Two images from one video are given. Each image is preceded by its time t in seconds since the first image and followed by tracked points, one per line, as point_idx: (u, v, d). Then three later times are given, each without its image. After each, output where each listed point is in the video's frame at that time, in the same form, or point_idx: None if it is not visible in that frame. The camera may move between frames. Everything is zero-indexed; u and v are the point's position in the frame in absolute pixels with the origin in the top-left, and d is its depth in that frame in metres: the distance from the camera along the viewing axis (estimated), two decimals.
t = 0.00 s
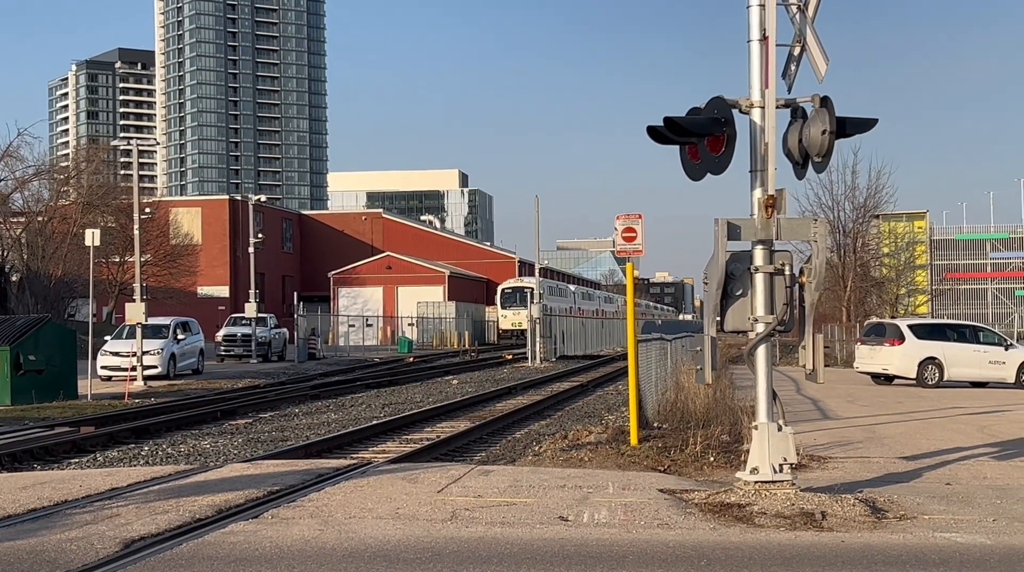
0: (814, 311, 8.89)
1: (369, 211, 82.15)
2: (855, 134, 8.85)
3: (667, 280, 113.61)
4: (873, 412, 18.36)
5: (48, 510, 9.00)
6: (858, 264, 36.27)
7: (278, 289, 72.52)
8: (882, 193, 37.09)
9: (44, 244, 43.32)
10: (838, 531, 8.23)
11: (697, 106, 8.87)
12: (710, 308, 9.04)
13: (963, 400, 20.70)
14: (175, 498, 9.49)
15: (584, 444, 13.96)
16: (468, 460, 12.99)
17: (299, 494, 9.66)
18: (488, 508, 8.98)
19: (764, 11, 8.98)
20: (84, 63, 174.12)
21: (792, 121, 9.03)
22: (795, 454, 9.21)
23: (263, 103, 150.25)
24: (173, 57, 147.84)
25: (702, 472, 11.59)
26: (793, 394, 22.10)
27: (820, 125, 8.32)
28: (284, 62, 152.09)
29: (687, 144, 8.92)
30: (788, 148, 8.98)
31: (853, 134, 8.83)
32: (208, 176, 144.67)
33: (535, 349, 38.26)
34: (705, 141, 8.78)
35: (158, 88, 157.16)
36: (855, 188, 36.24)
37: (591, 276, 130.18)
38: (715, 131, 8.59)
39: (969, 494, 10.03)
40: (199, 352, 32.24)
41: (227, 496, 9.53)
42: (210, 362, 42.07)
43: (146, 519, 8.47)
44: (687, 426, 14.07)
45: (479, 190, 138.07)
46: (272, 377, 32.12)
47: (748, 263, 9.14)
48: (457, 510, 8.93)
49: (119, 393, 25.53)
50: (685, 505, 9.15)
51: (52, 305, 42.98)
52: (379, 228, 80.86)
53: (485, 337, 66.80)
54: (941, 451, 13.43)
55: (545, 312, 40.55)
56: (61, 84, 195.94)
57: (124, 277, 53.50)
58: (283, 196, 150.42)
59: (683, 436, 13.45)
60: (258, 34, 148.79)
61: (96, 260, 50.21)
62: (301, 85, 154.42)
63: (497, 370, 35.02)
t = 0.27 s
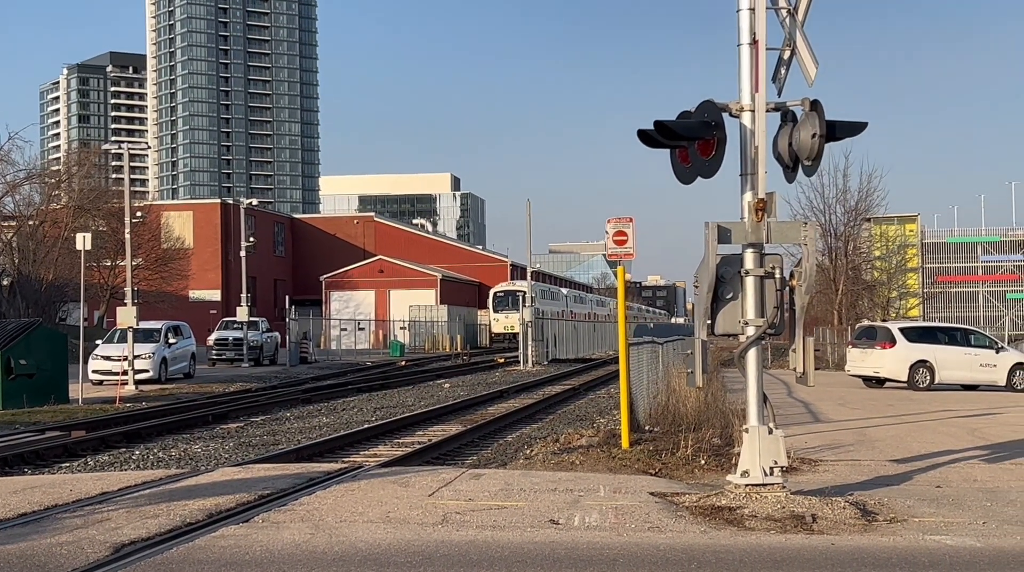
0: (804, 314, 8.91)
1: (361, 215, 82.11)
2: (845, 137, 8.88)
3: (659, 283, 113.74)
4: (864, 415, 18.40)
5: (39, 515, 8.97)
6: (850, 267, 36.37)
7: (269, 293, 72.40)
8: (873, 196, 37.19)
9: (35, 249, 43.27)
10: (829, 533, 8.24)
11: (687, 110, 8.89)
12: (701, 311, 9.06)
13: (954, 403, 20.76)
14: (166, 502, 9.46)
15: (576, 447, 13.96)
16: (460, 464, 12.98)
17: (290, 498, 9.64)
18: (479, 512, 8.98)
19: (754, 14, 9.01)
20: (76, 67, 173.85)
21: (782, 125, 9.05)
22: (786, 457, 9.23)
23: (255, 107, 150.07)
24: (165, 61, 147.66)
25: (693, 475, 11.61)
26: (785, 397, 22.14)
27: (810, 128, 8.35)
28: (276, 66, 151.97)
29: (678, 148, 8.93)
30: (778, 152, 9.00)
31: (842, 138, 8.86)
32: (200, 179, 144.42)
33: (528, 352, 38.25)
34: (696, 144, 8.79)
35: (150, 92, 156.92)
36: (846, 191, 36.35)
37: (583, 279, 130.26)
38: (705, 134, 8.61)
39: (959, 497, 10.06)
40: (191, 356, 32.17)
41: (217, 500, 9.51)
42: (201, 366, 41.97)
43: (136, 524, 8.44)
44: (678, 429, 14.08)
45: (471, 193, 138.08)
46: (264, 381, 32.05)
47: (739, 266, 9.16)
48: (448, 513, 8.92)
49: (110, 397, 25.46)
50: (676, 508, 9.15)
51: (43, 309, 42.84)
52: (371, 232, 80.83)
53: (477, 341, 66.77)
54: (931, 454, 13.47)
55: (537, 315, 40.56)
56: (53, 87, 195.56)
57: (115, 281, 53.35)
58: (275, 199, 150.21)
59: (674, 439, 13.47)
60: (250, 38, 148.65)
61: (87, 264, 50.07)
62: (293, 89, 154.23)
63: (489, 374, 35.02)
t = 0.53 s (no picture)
0: (794, 319, 8.93)
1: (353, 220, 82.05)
2: (835, 142, 8.90)
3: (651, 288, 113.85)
4: (855, 419, 18.43)
5: (28, 520, 8.93)
6: (841, 272, 36.45)
7: (261, 298, 72.25)
8: (864, 201, 37.27)
9: (26, 254, 43.12)
10: (819, 538, 8.25)
11: (677, 114, 8.91)
12: (691, 315, 9.06)
13: (944, 408, 20.81)
14: (156, 507, 9.44)
15: (567, 452, 13.96)
16: (450, 469, 12.97)
17: (281, 503, 9.63)
18: (470, 516, 8.97)
19: (744, 20, 9.03)
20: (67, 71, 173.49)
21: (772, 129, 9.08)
22: (776, 462, 9.24)
23: (246, 112, 149.87)
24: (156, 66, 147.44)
25: (684, 479, 11.62)
26: (776, 401, 22.17)
27: (800, 133, 8.37)
28: (268, 70, 151.81)
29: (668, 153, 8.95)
30: (768, 157, 9.02)
31: (832, 143, 8.88)
32: (191, 184, 144.17)
33: (519, 357, 38.23)
34: (686, 149, 8.81)
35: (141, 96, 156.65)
36: (837, 196, 36.44)
37: (575, 283, 130.28)
38: (695, 139, 8.63)
39: (949, 501, 10.09)
40: (182, 360, 32.09)
41: (207, 505, 9.48)
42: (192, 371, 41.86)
43: (126, 529, 8.41)
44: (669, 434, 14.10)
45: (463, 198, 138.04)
46: (255, 386, 31.97)
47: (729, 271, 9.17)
48: (438, 518, 8.92)
49: (100, 402, 25.36)
50: (667, 512, 9.15)
51: (34, 314, 42.68)
52: (363, 236, 80.79)
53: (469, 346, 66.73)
54: (922, 458, 13.51)
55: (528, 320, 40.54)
56: (44, 92, 195.12)
57: (106, 286, 53.17)
58: (267, 204, 150.01)
59: (665, 444, 13.48)
60: (241, 42, 148.46)
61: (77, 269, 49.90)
62: (284, 93, 154.04)
63: (480, 378, 35.01)
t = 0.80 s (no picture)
0: (787, 323, 8.94)
1: (346, 224, 82.02)
2: (827, 148, 8.93)
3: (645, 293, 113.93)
4: (848, 424, 18.45)
5: (20, 525, 8.90)
6: (834, 277, 36.50)
7: (254, 302, 72.15)
8: (857, 206, 37.34)
9: (18, 257, 43.42)
10: (811, 542, 8.26)
11: (670, 119, 8.92)
12: (684, 320, 9.07)
13: (937, 412, 20.84)
14: (148, 512, 9.41)
15: (560, 456, 13.96)
16: (443, 473, 12.97)
17: (274, 507, 9.61)
18: (463, 521, 8.96)
19: (737, 24, 9.06)
20: (60, 76, 173.20)
21: (765, 134, 9.10)
22: (768, 466, 9.26)
23: (240, 116, 149.74)
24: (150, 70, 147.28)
25: (677, 484, 11.63)
26: (769, 406, 22.18)
27: (792, 138, 8.40)
28: (261, 75, 151.68)
29: (661, 158, 8.97)
30: (760, 162, 9.04)
31: (824, 148, 8.91)
32: (184, 189, 144.00)
33: (513, 361, 38.21)
34: (679, 154, 8.84)
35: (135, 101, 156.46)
36: (830, 201, 36.51)
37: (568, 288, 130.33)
38: (688, 144, 8.65)
39: (941, 505, 10.11)
40: (175, 365, 32.03)
41: (200, 510, 9.46)
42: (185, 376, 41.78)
43: (118, 533, 8.39)
44: (662, 438, 14.10)
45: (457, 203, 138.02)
46: (248, 391, 31.91)
47: (722, 276, 9.18)
48: (431, 522, 8.91)
49: (92, 407, 25.29)
50: (660, 517, 9.15)
51: (26, 319, 42.59)
52: (356, 241, 80.76)
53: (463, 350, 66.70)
54: (914, 462, 13.53)
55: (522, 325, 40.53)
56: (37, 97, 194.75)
57: (99, 291, 53.04)
58: (260, 209, 149.88)
59: (658, 448, 13.49)
60: (235, 47, 148.32)
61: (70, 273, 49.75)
62: (278, 98, 153.93)
63: (473, 383, 34.98)
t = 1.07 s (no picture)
0: (784, 327, 8.95)
1: (343, 228, 81.99)
2: (824, 151, 8.94)
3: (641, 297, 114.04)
4: (845, 428, 18.45)
5: (17, 529, 8.88)
6: (831, 281, 36.52)
7: (251, 306, 72.06)
8: (853, 210, 37.38)
9: (14, 260, 43.58)
10: (808, 546, 8.25)
11: (667, 123, 8.93)
12: (682, 324, 9.06)
13: (934, 416, 20.85)
14: (145, 516, 9.39)
15: (556, 461, 13.95)
16: (440, 477, 12.95)
17: (271, 511, 9.60)
18: (460, 525, 8.95)
19: (734, 28, 9.07)
20: (57, 80, 173.20)
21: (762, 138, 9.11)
22: (765, 470, 9.25)
23: (237, 120, 149.68)
24: (146, 74, 147.32)
25: (674, 488, 11.62)
26: (766, 410, 22.19)
27: (789, 142, 8.40)
28: (258, 79, 151.68)
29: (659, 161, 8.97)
30: (758, 166, 9.05)
31: (821, 152, 8.92)
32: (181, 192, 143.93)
33: (509, 366, 38.18)
34: (676, 158, 8.85)
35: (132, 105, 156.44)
36: (827, 205, 36.56)
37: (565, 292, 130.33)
38: (685, 147, 8.65)
39: (938, 509, 10.11)
40: (172, 369, 31.98)
41: (196, 514, 9.44)
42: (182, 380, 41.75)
43: (115, 538, 8.36)
44: (659, 442, 14.10)
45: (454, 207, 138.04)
46: (245, 395, 31.87)
47: (719, 279, 9.18)
48: (428, 527, 8.89)
49: (89, 411, 25.25)
50: (657, 521, 9.15)
51: (22, 323, 42.54)
52: (353, 245, 80.74)
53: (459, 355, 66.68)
54: (911, 466, 13.53)
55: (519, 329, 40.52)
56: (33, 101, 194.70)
57: (96, 294, 52.99)
58: (257, 213, 149.77)
59: (655, 452, 13.48)
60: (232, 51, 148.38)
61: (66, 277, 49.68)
62: (274, 102, 153.86)
63: (470, 388, 34.95)
